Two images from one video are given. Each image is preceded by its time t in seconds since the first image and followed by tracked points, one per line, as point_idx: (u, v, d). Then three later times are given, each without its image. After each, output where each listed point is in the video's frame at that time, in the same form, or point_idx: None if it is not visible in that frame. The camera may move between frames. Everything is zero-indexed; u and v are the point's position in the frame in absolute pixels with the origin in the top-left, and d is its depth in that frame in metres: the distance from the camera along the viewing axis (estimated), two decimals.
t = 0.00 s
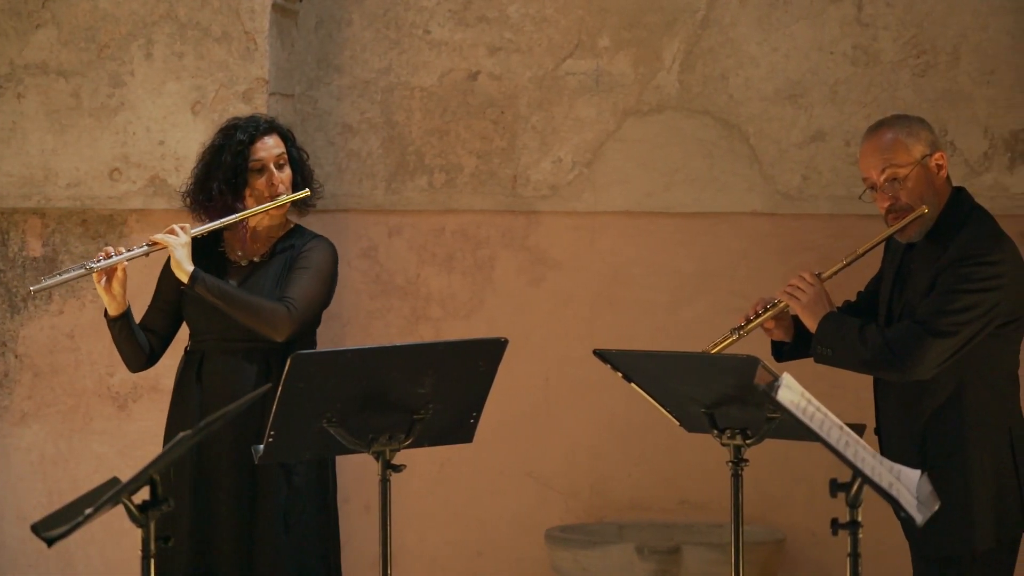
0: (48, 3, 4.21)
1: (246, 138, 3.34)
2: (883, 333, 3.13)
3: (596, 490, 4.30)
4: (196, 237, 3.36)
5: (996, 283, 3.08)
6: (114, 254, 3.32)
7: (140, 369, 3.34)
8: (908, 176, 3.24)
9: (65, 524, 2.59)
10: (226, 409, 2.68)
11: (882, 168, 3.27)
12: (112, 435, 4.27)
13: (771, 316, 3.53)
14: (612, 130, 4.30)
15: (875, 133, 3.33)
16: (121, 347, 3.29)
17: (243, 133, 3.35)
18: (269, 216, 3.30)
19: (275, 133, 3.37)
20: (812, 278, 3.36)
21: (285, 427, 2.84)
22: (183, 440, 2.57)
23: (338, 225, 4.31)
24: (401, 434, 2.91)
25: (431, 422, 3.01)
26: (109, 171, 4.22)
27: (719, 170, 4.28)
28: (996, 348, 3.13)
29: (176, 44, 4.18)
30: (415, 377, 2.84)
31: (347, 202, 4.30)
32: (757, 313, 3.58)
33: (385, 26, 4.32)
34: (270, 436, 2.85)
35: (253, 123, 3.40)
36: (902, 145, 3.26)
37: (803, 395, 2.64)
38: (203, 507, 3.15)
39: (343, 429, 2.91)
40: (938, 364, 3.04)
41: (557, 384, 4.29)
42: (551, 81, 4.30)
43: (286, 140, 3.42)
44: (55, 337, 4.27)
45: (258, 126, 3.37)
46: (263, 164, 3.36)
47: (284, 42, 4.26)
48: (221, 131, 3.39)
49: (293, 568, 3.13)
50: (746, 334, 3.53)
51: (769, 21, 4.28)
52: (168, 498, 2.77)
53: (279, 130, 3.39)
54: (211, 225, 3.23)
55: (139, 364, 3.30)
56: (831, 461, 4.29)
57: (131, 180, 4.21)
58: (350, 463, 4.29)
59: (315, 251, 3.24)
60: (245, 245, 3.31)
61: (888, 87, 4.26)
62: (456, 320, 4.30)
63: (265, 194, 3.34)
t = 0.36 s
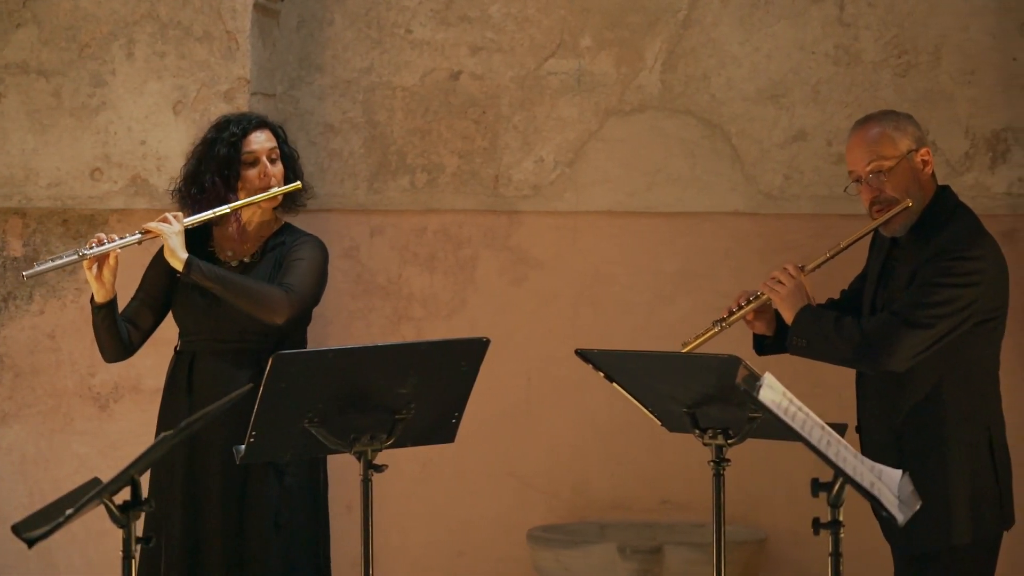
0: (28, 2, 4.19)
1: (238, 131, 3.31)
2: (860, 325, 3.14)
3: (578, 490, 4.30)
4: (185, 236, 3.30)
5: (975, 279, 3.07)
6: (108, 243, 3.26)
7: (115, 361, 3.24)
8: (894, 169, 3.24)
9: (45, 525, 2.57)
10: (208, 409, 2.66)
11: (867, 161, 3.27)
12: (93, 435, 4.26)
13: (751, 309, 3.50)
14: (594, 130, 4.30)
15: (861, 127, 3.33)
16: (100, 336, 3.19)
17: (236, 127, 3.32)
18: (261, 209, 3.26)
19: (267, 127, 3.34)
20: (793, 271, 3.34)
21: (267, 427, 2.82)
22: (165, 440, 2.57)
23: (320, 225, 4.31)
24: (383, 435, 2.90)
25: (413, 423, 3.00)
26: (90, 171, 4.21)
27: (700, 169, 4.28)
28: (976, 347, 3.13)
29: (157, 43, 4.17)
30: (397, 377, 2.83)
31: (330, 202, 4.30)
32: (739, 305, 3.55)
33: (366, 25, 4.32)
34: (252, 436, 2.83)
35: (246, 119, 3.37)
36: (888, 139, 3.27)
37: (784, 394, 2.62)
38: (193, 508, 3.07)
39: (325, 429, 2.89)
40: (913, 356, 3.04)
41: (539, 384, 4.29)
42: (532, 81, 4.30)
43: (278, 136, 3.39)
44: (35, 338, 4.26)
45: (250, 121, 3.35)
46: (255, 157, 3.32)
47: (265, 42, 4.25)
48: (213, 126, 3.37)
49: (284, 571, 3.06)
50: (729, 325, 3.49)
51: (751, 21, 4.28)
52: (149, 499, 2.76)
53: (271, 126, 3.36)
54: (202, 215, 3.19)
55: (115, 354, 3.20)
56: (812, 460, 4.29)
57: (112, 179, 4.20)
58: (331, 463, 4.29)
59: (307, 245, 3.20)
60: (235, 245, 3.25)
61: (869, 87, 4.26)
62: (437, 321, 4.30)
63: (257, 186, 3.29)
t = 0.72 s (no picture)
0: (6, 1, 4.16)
1: (235, 135, 3.24)
2: (829, 307, 3.14)
3: (558, 490, 4.30)
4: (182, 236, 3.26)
5: (947, 271, 3.05)
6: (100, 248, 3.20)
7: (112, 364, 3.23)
8: (878, 159, 3.25)
9: (23, 526, 2.56)
10: (186, 410, 2.63)
11: (854, 150, 3.28)
12: (72, 435, 4.25)
13: (730, 290, 3.50)
14: (574, 130, 4.30)
15: (851, 118, 3.34)
16: (97, 344, 3.17)
17: (233, 131, 3.25)
18: (257, 215, 3.21)
19: (264, 131, 3.27)
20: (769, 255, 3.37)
21: (245, 427, 2.78)
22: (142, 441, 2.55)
23: (298, 225, 4.30)
24: (362, 435, 2.87)
25: (392, 424, 2.97)
26: (69, 171, 4.20)
27: (680, 169, 4.28)
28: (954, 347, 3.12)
29: (136, 43, 4.16)
30: (377, 376, 2.80)
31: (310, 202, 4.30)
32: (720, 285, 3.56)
33: (345, 25, 4.32)
34: (231, 437, 2.78)
35: (242, 121, 3.30)
36: (876, 130, 3.27)
37: (763, 394, 2.59)
38: (191, 508, 3.03)
39: (304, 429, 2.86)
40: (877, 344, 3.04)
41: (518, 384, 4.29)
42: (512, 81, 4.30)
43: (275, 139, 3.32)
44: (14, 338, 4.25)
45: (247, 124, 3.28)
46: (252, 162, 3.25)
47: (244, 41, 4.24)
48: (210, 128, 3.30)
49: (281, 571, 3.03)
50: (708, 305, 3.50)
51: (730, 21, 4.28)
52: (129, 499, 2.75)
53: (268, 129, 3.29)
54: (198, 222, 3.15)
55: (113, 359, 3.19)
56: (792, 460, 4.30)
57: (91, 179, 4.20)
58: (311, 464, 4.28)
59: (302, 255, 3.15)
60: (231, 249, 3.22)
61: (847, 87, 4.26)
62: (417, 321, 4.30)
63: (254, 191, 3.23)
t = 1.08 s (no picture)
0: None
1: (240, 145, 3.11)
2: (807, 329, 3.15)
3: (536, 489, 4.30)
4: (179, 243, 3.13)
5: (921, 278, 3.06)
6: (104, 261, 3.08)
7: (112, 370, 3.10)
8: (835, 178, 3.26)
9: None
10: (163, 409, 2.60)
11: (811, 171, 3.29)
12: (49, 436, 4.25)
13: (719, 321, 3.50)
14: (551, 130, 4.30)
15: (804, 139, 3.35)
16: (98, 352, 3.05)
17: (237, 139, 3.12)
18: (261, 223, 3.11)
19: (268, 139, 3.15)
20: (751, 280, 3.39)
21: (222, 426, 2.72)
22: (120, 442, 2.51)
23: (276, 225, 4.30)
24: (340, 436, 2.81)
25: (370, 423, 2.91)
26: (46, 171, 4.20)
27: (657, 169, 4.29)
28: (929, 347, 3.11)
29: (113, 43, 4.16)
30: (354, 376, 2.74)
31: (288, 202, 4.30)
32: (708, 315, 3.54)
33: (323, 25, 4.32)
34: (208, 436, 2.73)
35: (244, 128, 3.16)
36: (830, 148, 3.29)
37: (741, 394, 2.60)
38: (192, 513, 2.96)
39: (282, 428, 2.80)
40: (860, 360, 3.04)
41: (496, 385, 4.29)
42: (489, 81, 4.30)
43: (277, 145, 3.20)
44: None
45: (250, 131, 3.15)
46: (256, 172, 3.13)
47: (222, 42, 4.24)
48: (209, 134, 3.15)
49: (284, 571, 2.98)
50: (698, 338, 3.48)
51: (708, 21, 4.28)
52: (106, 499, 2.73)
53: (272, 136, 3.17)
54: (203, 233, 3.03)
55: (113, 367, 3.07)
56: (769, 460, 4.30)
57: (68, 179, 4.20)
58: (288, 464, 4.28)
59: (304, 253, 3.08)
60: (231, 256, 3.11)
61: (825, 87, 4.27)
62: (395, 321, 4.30)
63: (257, 201, 3.12)
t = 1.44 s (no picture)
0: None
1: (232, 134, 3.10)
2: (784, 326, 3.15)
3: (515, 490, 4.30)
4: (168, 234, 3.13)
5: (897, 277, 3.05)
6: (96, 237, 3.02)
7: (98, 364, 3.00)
8: (813, 176, 3.26)
9: None
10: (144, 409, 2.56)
11: (789, 169, 3.29)
12: (27, 437, 4.24)
13: (691, 316, 3.50)
14: (531, 130, 4.30)
15: (783, 136, 3.35)
16: (85, 338, 2.95)
17: (229, 128, 3.11)
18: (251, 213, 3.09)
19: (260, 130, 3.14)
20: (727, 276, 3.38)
21: (200, 427, 2.69)
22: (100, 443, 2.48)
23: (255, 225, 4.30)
24: (318, 437, 2.78)
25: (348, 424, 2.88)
26: (24, 171, 4.19)
27: (636, 170, 4.29)
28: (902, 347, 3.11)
29: (92, 43, 4.15)
30: (332, 378, 2.70)
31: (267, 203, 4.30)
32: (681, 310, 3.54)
33: (302, 25, 4.32)
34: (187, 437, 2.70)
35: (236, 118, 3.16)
36: (809, 147, 3.28)
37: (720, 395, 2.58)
38: (187, 519, 2.92)
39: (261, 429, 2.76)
40: (834, 354, 3.04)
41: (476, 385, 4.29)
42: (469, 81, 4.30)
43: (268, 138, 3.20)
44: None
45: (242, 121, 3.14)
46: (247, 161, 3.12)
47: (200, 42, 4.24)
48: (201, 124, 3.14)
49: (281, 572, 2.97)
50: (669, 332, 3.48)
51: (687, 21, 4.28)
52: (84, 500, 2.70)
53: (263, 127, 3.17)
54: (193, 216, 2.99)
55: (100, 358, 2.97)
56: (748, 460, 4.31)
57: (46, 180, 4.18)
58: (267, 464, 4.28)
59: (296, 243, 3.06)
60: (220, 246, 3.10)
61: (804, 87, 4.27)
62: (374, 321, 4.30)
63: (248, 191, 3.11)
